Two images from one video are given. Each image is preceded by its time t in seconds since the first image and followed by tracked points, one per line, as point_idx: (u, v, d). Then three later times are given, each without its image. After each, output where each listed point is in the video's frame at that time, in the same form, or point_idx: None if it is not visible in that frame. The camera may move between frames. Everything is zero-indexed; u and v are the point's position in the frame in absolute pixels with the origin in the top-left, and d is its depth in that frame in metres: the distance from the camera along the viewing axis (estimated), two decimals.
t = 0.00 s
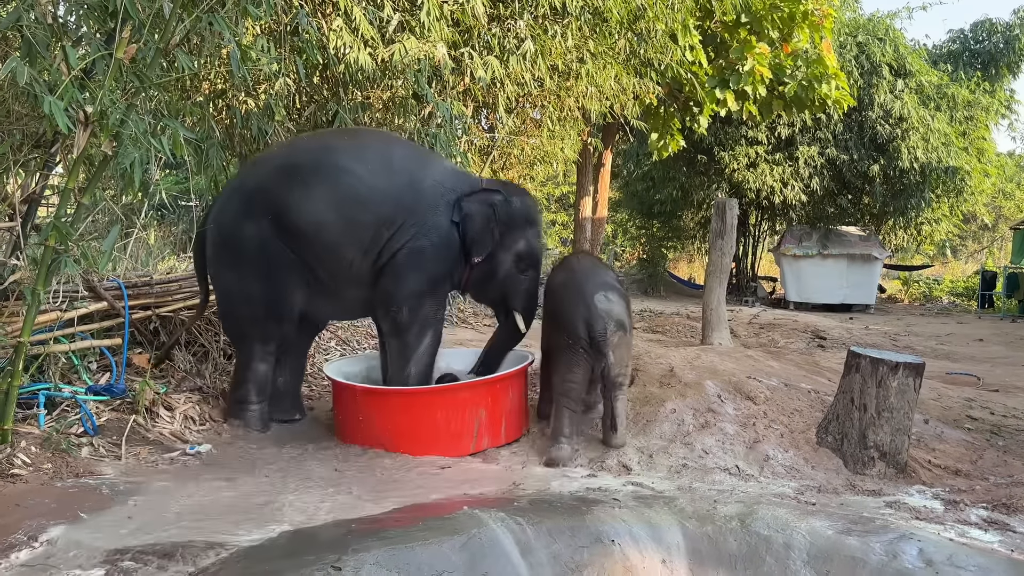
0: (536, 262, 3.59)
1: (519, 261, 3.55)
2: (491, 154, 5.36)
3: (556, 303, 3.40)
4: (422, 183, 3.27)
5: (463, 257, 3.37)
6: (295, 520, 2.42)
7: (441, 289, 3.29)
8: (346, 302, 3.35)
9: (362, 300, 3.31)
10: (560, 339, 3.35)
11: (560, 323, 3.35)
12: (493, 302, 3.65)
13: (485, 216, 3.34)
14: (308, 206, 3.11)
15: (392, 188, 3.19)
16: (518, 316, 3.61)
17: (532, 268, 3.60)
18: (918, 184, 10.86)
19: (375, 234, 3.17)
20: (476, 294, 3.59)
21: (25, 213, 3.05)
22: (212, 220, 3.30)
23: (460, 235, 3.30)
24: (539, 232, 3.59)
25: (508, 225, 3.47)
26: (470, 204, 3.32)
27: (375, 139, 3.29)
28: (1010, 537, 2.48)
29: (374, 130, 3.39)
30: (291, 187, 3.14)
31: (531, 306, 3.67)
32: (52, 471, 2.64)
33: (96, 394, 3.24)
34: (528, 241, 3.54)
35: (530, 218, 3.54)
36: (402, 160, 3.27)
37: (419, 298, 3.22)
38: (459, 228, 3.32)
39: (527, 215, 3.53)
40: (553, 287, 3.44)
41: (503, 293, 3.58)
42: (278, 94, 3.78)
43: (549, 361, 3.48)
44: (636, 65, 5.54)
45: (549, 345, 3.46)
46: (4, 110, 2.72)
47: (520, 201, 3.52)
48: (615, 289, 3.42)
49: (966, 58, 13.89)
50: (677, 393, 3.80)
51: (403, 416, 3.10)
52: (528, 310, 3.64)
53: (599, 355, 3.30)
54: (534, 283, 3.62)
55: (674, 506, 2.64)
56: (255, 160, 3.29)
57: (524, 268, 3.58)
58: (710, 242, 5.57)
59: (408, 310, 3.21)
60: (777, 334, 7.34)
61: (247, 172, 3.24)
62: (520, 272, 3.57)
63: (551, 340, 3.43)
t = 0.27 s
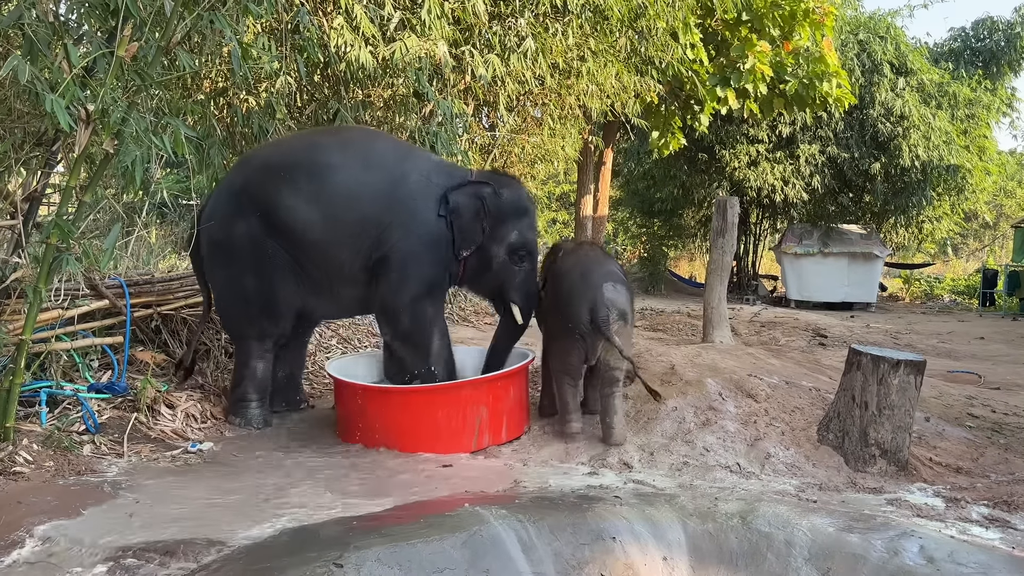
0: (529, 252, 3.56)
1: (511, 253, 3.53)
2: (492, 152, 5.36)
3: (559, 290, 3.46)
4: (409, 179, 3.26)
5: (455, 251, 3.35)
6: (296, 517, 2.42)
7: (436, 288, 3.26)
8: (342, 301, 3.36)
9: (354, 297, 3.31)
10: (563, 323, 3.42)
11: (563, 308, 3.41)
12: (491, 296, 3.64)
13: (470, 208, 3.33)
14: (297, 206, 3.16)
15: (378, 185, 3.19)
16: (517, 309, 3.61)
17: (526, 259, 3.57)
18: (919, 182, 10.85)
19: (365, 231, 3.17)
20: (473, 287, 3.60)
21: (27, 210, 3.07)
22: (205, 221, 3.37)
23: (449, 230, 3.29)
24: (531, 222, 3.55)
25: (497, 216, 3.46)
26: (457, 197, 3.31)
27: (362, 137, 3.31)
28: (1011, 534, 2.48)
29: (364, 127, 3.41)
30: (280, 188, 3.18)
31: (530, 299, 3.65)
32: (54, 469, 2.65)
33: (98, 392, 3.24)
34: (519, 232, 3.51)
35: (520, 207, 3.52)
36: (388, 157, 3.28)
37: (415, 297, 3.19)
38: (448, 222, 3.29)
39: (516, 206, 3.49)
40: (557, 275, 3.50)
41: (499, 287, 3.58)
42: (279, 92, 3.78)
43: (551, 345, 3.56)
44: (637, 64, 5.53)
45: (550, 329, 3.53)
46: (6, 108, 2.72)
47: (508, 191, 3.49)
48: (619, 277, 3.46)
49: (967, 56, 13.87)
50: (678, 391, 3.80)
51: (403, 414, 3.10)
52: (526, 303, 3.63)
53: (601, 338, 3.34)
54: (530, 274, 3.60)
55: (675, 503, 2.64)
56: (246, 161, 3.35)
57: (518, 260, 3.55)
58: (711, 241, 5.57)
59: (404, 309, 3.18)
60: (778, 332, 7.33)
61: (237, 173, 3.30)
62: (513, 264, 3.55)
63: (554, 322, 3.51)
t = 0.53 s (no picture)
0: (521, 257, 3.49)
1: (502, 257, 3.47)
2: (492, 151, 5.35)
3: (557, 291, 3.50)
4: (398, 178, 3.25)
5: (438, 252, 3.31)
6: (297, 515, 2.42)
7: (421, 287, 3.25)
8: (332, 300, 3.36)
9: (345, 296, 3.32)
10: (564, 327, 3.47)
11: (563, 311, 3.46)
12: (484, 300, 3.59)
13: (457, 210, 3.29)
14: (288, 206, 3.19)
15: (365, 184, 3.19)
16: (507, 313, 3.55)
17: (517, 263, 3.50)
18: (920, 180, 10.84)
19: (347, 230, 3.17)
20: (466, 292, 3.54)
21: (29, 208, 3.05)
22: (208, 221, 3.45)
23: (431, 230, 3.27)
24: (525, 226, 3.46)
25: (487, 220, 3.39)
26: (446, 199, 3.28)
27: (356, 137, 3.32)
28: (1012, 532, 2.48)
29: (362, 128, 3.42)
30: (273, 189, 3.22)
31: (522, 304, 3.58)
32: (56, 467, 2.65)
33: (100, 390, 3.24)
34: (510, 236, 3.44)
35: (514, 211, 3.44)
36: (380, 156, 3.28)
37: (384, 293, 3.21)
38: (433, 224, 3.27)
39: (509, 209, 3.43)
40: (555, 276, 3.54)
41: (489, 290, 3.53)
42: (280, 90, 3.78)
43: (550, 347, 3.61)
44: (638, 62, 5.53)
45: (549, 331, 3.59)
46: (8, 105, 2.73)
47: (501, 194, 3.44)
48: (616, 277, 3.53)
49: (969, 54, 13.86)
50: (679, 389, 3.80)
51: (402, 411, 3.10)
52: (516, 307, 3.56)
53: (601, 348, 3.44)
54: (522, 279, 3.52)
55: (676, 501, 2.65)
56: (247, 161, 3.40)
57: (509, 264, 3.49)
58: (712, 239, 5.56)
59: (371, 305, 3.21)
60: (779, 330, 7.33)
61: (237, 173, 3.35)
62: (504, 268, 3.49)
63: (553, 325, 3.55)
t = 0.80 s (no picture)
0: (513, 254, 3.29)
1: (493, 255, 3.28)
2: (493, 149, 5.35)
3: (554, 291, 3.52)
4: (391, 174, 3.26)
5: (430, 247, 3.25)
6: (299, 513, 2.42)
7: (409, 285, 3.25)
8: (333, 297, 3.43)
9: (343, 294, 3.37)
10: (566, 326, 3.47)
11: (564, 312, 3.47)
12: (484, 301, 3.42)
13: (443, 202, 3.19)
14: (292, 209, 3.31)
15: (358, 181, 3.23)
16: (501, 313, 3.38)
17: (511, 262, 3.30)
18: (921, 178, 10.83)
19: (343, 228, 3.23)
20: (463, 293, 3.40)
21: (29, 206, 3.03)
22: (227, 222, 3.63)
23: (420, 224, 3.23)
24: (517, 222, 3.27)
25: (475, 213, 3.24)
26: (435, 191, 3.21)
27: (357, 136, 3.35)
28: (1013, 529, 2.48)
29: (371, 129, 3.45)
30: (279, 192, 3.33)
31: (520, 304, 3.39)
32: (56, 465, 2.66)
33: (100, 388, 3.25)
34: (501, 232, 3.25)
35: (507, 206, 3.26)
36: (377, 154, 3.29)
37: (375, 289, 3.22)
38: (422, 218, 3.23)
39: (498, 204, 3.24)
40: (551, 275, 3.55)
41: (485, 290, 3.35)
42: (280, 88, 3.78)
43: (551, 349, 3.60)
44: (639, 60, 5.53)
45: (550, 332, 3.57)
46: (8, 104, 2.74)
47: (494, 187, 3.26)
48: (612, 270, 3.54)
49: (970, 52, 13.85)
50: (680, 387, 3.80)
51: (401, 409, 3.10)
52: (511, 307, 3.37)
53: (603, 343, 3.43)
54: (515, 278, 3.32)
55: (677, 499, 2.65)
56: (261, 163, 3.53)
57: (502, 263, 3.29)
58: (712, 237, 5.56)
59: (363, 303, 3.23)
60: (780, 328, 7.34)
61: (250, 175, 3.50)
62: (496, 267, 3.29)
63: (553, 325, 3.54)
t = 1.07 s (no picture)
0: (509, 239, 3.28)
1: (488, 242, 3.28)
2: (493, 146, 5.34)
3: (559, 288, 3.51)
4: (372, 175, 3.40)
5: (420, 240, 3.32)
6: (300, 510, 2.42)
7: (402, 276, 3.32)
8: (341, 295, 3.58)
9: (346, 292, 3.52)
10: (572, 324, 3.47)
11: (571, 309, 3.46)
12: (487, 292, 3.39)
13: (427, 193, 3.28)
14: (288, 221, 3.54)
15: (343, 187, 3.39)
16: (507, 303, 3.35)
17: (508, 248, 3.29)
18: (921, 176, 10.84)
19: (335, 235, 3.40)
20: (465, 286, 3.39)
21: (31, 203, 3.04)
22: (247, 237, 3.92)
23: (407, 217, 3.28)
24: (508, 206, 3.28)
25: (461, 200, 3.28)
26: (417, 184, 3.31)
27: (351, 142, 3.55)
28: (1014, 527, 2.48)
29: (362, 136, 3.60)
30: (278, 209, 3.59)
31: (524, 291, 3.35)
32: (58, 463, 2.65)
33: (102, 386, 3.24)
34: (491, 216, 3.26)
35: (493, 190, 3.27)
36: (360, 159, 3.45)
37: (371, 287, 3.34)
38: (408, 210, 3.28)
39: (484, 188, 3.27)
40: (556, 273, 3.53)
41: (486, 279, 3.34)
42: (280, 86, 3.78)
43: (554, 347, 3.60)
44: (639, 57, 5.52)
45: (553, 330, 3.57)
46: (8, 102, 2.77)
47: (477, 173, 3.30)
48: (616, 267, 3.54)
49: (970, 49, 13.84)
50: (680, 385, 3.80)
51: (400, 408, 3.10)
52: (516, 295, 3.33)
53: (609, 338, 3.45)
54: (514, 264, 3.30)
55: (679, 497, 2.65)
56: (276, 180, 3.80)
57: (498, 250, 3.29)
58: (713, 235, 5.56)
59: (363, 302, 3.37)
60: (780, 326, 7.33)
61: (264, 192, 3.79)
62: (493, 253, 3.29)
63: (558, 322, 3.53)
